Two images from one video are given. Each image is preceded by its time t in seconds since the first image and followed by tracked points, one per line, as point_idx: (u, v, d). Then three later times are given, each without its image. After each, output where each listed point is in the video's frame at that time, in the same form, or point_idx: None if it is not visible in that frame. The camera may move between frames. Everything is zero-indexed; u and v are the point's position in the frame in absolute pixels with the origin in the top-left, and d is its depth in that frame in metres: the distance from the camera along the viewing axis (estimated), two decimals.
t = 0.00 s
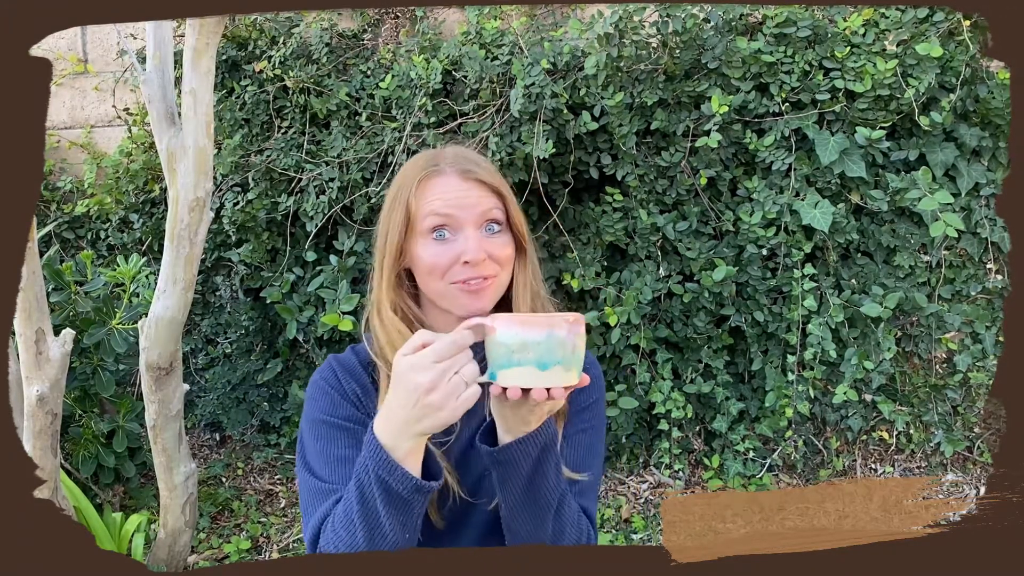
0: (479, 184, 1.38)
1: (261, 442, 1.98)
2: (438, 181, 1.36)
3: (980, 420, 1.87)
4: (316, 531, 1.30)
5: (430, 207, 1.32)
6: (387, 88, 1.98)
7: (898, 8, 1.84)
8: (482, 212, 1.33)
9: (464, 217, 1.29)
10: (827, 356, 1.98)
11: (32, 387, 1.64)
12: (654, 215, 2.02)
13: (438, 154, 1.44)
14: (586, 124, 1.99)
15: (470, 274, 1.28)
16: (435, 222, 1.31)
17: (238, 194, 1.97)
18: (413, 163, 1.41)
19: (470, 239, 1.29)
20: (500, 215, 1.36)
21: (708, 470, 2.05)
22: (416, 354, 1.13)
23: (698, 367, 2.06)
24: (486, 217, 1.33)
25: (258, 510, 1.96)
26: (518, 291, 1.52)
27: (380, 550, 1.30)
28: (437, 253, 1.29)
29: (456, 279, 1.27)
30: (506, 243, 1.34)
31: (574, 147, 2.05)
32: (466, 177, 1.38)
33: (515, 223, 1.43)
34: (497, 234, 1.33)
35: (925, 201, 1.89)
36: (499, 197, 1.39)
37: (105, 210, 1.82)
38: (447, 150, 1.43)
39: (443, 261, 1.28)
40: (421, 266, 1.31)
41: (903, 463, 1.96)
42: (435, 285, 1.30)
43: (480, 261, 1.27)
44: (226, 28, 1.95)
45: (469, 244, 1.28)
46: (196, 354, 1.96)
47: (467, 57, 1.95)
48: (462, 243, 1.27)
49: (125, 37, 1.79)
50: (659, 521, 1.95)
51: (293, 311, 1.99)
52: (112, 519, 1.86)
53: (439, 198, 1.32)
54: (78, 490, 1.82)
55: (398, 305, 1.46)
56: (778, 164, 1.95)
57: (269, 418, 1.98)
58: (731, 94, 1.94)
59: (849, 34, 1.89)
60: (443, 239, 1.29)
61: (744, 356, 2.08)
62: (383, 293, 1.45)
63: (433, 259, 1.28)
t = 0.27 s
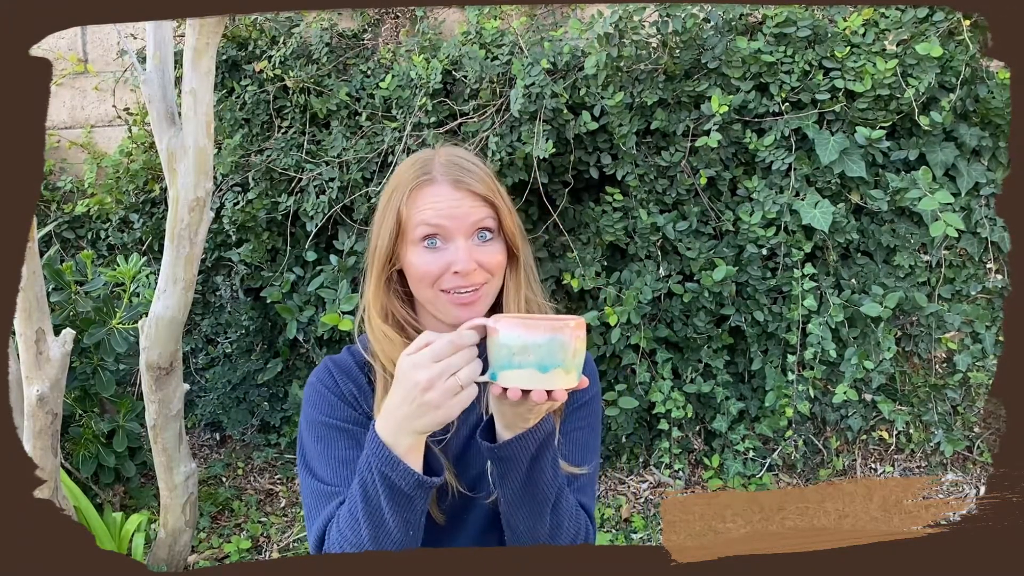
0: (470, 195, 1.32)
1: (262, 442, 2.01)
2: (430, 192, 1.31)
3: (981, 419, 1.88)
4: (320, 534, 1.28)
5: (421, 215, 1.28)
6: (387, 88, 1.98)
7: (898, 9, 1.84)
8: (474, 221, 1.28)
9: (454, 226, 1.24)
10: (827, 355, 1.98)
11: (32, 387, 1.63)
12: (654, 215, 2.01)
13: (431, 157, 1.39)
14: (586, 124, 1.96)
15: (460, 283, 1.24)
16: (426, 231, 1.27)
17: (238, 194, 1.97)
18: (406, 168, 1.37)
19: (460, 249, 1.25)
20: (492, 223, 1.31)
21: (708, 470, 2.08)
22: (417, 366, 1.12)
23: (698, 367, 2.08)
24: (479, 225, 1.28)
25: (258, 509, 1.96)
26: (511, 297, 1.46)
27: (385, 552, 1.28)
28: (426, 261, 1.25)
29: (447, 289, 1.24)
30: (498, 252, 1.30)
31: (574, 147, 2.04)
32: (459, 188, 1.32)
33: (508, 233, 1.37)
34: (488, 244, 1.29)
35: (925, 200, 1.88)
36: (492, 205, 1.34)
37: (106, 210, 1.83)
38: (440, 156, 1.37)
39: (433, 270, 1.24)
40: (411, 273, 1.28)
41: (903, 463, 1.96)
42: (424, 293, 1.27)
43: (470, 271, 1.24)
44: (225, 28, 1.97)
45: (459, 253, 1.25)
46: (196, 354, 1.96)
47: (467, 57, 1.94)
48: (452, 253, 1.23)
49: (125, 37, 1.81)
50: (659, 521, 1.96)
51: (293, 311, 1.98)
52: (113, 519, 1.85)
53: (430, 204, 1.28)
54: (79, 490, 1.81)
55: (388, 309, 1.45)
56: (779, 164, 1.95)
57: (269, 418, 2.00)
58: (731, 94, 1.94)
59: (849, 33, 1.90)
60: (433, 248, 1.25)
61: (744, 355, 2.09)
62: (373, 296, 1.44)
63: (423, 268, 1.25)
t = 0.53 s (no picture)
0: (431, 214, 1.45)
1: (262, 442, 1.98)
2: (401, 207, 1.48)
3: (980, 419, 1.90)
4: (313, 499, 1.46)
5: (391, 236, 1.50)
6: (387, 88, 1.99)
7: (898, 9, 1.85)
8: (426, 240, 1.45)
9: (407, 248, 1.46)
10: (827, 355, 1.98)
11: (32, 387, 1.64)
12: (654, 215, 2.02)
13: (403, 176, 1.53)
14: (586, 124, 1.99)
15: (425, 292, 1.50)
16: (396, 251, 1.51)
17: (238, 194, 1.98)
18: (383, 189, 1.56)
19: (413, 266, 1.47)
20: (444, 240, 1.45)
21: (708, 469, 2.05)
22: (419, 359, 1.23)
23: (697, 367, 2.06)
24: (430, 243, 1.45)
25: (258, 510, 1.97)
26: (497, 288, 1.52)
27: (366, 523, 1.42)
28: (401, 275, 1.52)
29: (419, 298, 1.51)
30: (455, 265, 1.47)
31: (573, 147, 2.04)
32: (421, 206, 1.46)
33: (467, 249, 1.46)
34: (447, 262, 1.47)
35: (925, 200, 1.91)
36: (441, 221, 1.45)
37: (106, 210, 1.81)
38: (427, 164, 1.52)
39: (409, 281, 1.52)
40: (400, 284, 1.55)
41: (903, 463, 1.97)
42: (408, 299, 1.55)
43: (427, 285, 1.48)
44: (226, 28, 1.95)
45: (416, 269, 1.48)
46: (196, 354, 1.97)
47: (467, 57, 1.96)
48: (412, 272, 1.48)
49: (126, 36, 1.78)
50: (659, 521, 2.00)
51: (293, 311, 1.99)
52: (112, 519, 1.88)
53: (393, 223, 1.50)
54: (80, 491, 1.85)
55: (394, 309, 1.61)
56: (778, 164, 1.95)
57: (269, 418, 1.98)
58: (731, 94, 1.94)
59: (849, 33, 1.89)
60: (401, 263, 1.50)
61: (744, 355, 2.05)
62: (380, 297, 1.62)
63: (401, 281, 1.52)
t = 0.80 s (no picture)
0: (425, 227, 1.10)
1: (262, 442, 2.03)
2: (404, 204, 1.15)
3: (980, 419, 1.89)
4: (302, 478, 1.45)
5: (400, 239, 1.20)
6: (388, 88, 1.99)
7: (898, 9, 1.85)
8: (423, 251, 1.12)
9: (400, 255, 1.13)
10: (827, 355, 1.97)
11: (32, 386, 1.63)
12: (654, 215, 2.01)
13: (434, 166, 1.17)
14: (586, 124, 1.97)
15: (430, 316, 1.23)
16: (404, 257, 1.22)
17: (238, 194, 1.97)
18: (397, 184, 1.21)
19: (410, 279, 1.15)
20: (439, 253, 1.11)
21: (707, 469, 2.07)
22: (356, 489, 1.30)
23: (697, 367, 2.07)
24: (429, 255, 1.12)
25: (257, 510, 1.96)
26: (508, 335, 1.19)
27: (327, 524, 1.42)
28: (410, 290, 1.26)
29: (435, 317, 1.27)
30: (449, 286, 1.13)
31: (574, 147, 2.04)
32: (414, 215, 1.12)
33: (456, 282, 1.12)
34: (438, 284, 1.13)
35: (925, 200, 1.88)
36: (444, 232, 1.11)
37: (106, 209, 1.83)
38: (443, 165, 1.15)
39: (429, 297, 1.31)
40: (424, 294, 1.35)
41: (903, 462, 1.97)
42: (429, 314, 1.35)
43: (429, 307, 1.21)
44: (225, 28, 1.96)
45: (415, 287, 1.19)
46: (196, 354, 1.95)
47: (467, 57, 1.95)
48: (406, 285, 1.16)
49: (126, 37, 1.79)
50: (659, 521, 1.96)
51: (293, 311, 1.98)
52: (112, 519, 1.84)
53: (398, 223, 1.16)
54: (79, 491, 1.81)
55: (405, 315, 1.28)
56: (778, 164, 1.95)
57: (269, 418, 2.03)
58: (732, 93, 1.94)
59: (849, 33, 1.90)
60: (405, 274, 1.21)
61: (744, 355, 2.09)
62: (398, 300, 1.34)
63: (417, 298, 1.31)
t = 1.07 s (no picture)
0: (439, 215, 1.08)
1: (262, 442, 2.04)
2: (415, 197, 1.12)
3: (980, 419, 1.88)
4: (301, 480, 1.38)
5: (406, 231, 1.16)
6: (387, 88, 1.98)
7: (897, 9, 1.85)
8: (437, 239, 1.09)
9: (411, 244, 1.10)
10: (826, 355, 1.97)
11: (32, 387, 1.63)
12: (654, 215, 2.01)
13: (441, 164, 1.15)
14: (586, 124, 1.97)
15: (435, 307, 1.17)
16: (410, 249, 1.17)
17: (238, 194, 1.97)
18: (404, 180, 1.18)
19: (420, 268, 1.11)
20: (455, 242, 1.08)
21: (707, 469, 2.07)
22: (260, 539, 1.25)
23: (698, 367, 2.08)
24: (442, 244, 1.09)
25: (258, 509, 1.97)
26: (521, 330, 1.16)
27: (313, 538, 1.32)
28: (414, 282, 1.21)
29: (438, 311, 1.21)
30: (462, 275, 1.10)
31: (574, 147, 2.04)
32: (429, 204, 1.09)
33: (469, 270, 1.09)
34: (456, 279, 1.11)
35: (926, 199, 1.87)
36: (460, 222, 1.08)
37: (107, 209, 1.84)
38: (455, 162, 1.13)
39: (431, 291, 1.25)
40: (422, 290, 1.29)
41: (903, 463, 1.97)
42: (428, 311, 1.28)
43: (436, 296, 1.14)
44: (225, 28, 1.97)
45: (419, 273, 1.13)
46: (196, 354, 1.96)
47: (467, 57, 1.94)
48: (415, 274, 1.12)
49: (125, 37, 1.79)
50: (659, 521, 1.96)
51: (293, 311, 1.97)
52: (112, 519, 1.84)
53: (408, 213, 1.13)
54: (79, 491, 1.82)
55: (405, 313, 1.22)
56: (779, 164, 1.95)
57: (269, 418, 2.03)
58: (731, 94, 1.94)
59: (849, 34, 1.89)
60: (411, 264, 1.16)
61: (744, 355, 2.09)
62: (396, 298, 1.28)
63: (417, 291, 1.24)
